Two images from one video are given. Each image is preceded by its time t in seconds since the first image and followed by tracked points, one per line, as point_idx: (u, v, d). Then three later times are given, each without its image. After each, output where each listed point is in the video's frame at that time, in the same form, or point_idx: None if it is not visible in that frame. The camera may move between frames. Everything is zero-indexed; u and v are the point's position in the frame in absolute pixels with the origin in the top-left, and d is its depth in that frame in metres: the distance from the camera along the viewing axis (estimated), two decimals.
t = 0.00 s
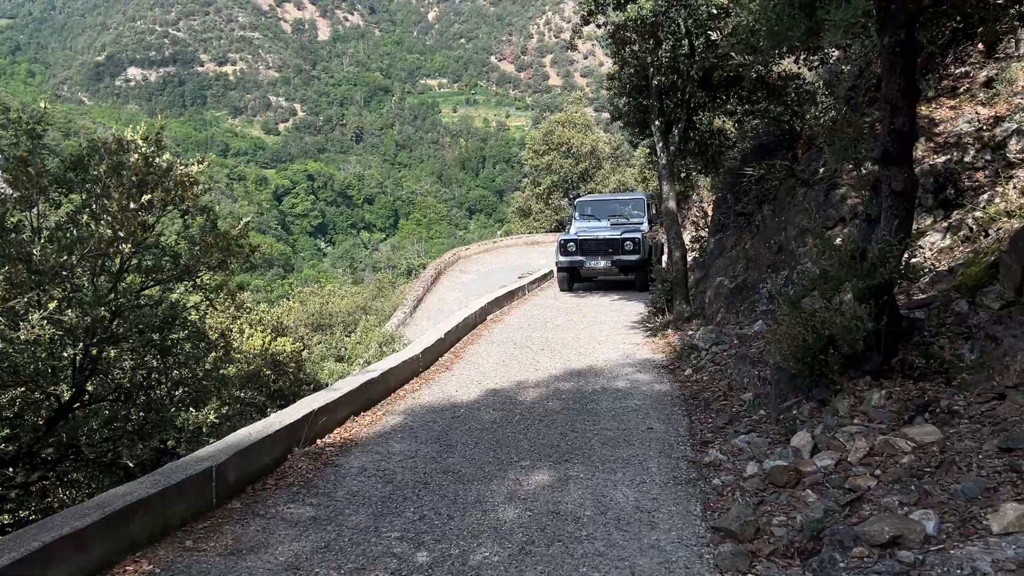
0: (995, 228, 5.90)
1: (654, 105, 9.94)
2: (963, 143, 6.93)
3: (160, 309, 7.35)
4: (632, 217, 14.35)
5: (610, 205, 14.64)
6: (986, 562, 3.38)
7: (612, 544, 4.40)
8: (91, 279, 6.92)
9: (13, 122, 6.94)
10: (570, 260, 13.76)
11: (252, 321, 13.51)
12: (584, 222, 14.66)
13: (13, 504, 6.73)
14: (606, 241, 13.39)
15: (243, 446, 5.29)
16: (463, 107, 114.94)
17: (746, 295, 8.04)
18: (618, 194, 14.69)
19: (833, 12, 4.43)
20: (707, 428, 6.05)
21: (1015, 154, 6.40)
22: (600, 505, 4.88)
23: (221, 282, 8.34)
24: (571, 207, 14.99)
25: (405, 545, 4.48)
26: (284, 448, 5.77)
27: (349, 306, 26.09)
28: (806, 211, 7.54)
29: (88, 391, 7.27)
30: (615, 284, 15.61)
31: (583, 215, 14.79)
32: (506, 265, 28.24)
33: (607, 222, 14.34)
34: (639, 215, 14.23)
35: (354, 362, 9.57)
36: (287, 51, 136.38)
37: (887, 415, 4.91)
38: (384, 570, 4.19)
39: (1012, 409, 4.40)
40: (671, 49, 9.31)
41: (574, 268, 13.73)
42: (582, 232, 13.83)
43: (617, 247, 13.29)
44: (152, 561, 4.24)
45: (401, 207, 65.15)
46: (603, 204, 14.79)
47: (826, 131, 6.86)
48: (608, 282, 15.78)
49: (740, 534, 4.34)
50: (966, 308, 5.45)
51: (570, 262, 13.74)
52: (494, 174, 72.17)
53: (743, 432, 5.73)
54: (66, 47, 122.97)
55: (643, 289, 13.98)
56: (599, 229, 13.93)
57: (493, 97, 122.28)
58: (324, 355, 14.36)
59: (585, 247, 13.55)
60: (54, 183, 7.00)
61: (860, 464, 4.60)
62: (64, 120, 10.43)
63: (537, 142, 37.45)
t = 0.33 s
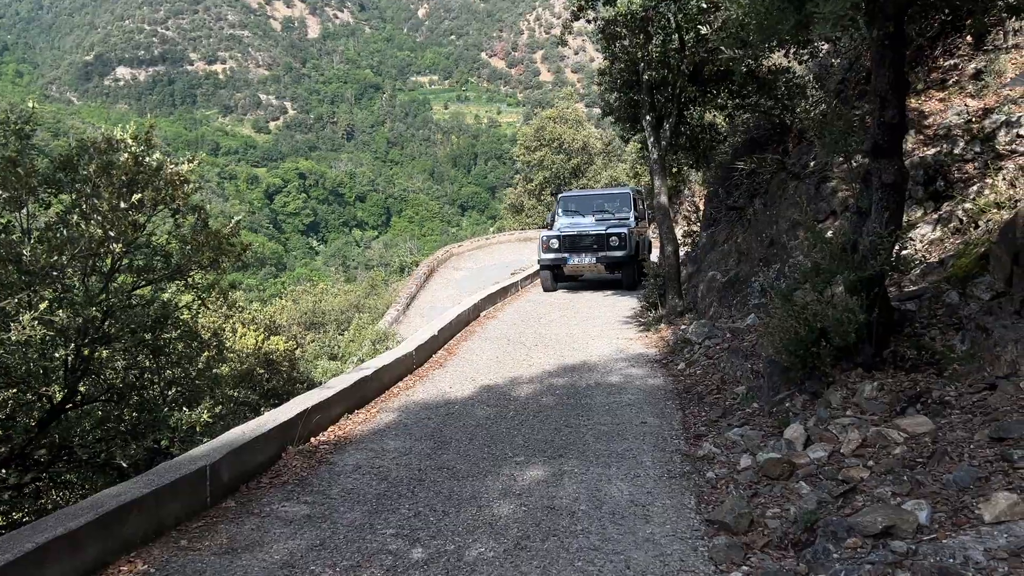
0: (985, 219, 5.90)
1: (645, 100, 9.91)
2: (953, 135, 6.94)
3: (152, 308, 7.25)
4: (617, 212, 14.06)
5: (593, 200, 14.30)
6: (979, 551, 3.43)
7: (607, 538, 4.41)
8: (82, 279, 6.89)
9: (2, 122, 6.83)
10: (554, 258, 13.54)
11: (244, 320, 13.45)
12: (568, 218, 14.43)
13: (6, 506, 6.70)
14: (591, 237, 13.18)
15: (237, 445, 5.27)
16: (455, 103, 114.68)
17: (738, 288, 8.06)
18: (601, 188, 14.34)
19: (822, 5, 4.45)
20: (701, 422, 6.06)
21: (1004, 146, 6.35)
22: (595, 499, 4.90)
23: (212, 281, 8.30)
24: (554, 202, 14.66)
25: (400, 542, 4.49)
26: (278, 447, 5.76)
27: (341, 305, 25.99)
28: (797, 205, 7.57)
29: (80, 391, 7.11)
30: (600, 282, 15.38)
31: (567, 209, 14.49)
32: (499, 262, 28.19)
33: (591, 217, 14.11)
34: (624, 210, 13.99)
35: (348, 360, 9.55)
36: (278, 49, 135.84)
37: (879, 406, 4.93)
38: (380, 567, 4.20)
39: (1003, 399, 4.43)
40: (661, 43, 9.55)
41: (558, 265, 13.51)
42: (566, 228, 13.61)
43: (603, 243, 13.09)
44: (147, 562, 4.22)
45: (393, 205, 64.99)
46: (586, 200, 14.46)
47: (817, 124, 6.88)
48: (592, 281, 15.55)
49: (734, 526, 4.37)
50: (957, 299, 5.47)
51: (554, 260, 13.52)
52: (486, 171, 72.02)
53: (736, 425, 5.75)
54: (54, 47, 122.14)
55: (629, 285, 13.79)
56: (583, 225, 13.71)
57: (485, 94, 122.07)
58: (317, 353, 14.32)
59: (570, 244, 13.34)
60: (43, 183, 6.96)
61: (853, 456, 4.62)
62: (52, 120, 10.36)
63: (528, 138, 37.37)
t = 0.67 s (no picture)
0: (974, 203, 5.95)
1: (634, 90, 9.92)
2: (940, 121, 6.99)
3: (142, 304, 7.31)
4: (600, 203, 13.79)
5: (574, 191, 14.06)
6: (969, 530, 3.49)
7: (602, 525, 4.45)
8: (71, 276, 6.82)
9: None
10: (536, 253, 13.05)
11: (235, 316, 13.39)
12: (548, 211, 13.96)
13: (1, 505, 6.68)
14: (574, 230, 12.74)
15: (230, 439, 5.25)
16: (446, 99, 114.35)
17: (729, 277, 8.09)
18: (582, 179, 14.09)
19: None
20: (693, 409, 6.09)
21: (991, 131, 6.41)
22: (590, 487, 4.92)
23: (203, 276, 8.27)
24: (533, 194, 14.26)
25: (396, 532, 4.50)
26: (272, 441, 5.74)
27: (333, 300, 25.90)
28: (787, 192, 7.60)
29: (72, 388, 7.06)
30: (581, 278, 14.98)
31: (546, 202, 14.11)
32: (490, 254, 28.13)
33: (573, 210, 13.67)
34: (607, 200, 13.67)
35: (341, 354, 9.55)
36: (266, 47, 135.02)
37: (870, 390, 4.96)
38: (375, 558, 4.22)
39: (992, 380, 4.47)
40: (650, 32, 9.65)
41: (540, 260, 13.04)
42: (547, 222, 13.16)
43: (587, 235, 12.70)
44: (142, 556, 4.22)
45: (385, 201, 64.80)
46: (567, 191, 14.20)
47: (805, 112, 6.90)
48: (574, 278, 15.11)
49: (728, 510, 4.41)
50: (946, 283, 5.51)
51: (536, 255, 13.01)
52: (477, 165, 71.82)
53: (729, 411, 5.77)
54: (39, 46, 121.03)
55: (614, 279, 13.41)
56: (564, 217, 13.28)
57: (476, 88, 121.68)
58: (310, 348, 14.29)
59: (552, 237, 12.89)
60: (30, 180, 6.90)
61: (844, 439, 4.65)
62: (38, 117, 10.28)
63: (518, 130, 37.26)
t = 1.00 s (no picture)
0: (958, 182, 6.02)
1: (618, 76, 9.88)
2: (924, 101, 7.02)
3: (127, 299, 7.25)
4: (581, 189, 13.23)
5: (553, 176, 13.34)
6: (953, 503, 3.54)
7: (591, 508, 4.49)
8: (56, 271, 6.81)
9: None
10: (514, 243, 12.52)
11: (224, 310, 13.33)
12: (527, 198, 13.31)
13: None
14: (554, 218, 12.23)
15: (219, 431, 5.25)
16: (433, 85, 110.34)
17: (716, 261, 8.11)
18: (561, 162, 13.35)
19: None
20: (682, 392, 6.12)
21: (974, 110, 6.45)
22: (580, 470, 4.96)
23: (190, 269, 8.23)
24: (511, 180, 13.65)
25: (387, 519, 4.51)
26: (261, 432, 5.73)
27: (322, 293, 25.80)
28: (773, 175, 7.62)
29: (58, 384, 7.16)
30: (563, 270, 14.51)
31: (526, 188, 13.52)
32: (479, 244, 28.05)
33: (552, 197, 13.09)
34: (590, 185, 13.09)
35: (331, 346, 9.53)
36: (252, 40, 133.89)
37: (856, 369, 5.00)
38: (366, 545, 4.23)
39: (976, 357, 4.51)
40: (634, 18, 9.50)
41: (519, 251, 12.52)
42: (525, 210, 12.64)
43: (568, 223, 12.20)
44: (132, 548, 4.22)
45: (373, 193, 64.50)
46: (546, 177, 13.51)
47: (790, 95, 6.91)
48: (555, 270, 14.61)
49: (716, 491, 4.47)
50: (930, 262, 5.55)
51: (514, 246, 12.47)
52: (465, 156, 71.54)
53: (717, 393, 5.81)
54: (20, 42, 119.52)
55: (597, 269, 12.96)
56: (543, 205, 12.77)
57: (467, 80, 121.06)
58: (300, 342, 14.25)
59: (531, 226, 12.38)
60: (13, 173, 6.79)
61: (831, 418, 4.69)
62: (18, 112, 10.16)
63: (505, 119, 37.05)
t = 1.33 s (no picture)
0: (934, 158, 6.06)
1: (597, 59, 9.93)
2: (901, 79, 7.06)
3: (106, 292, 7.27)
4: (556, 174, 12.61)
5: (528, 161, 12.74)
6: (927, 474, 3.60)
7: (574, 489, 4.54)
8: (33, 266, 6.80)
9: None
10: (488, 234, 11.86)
11: (208, 303, 13.25)
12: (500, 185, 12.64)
13: None
14: (530, 206, 11.60)
15: (201, 422, 5.26)
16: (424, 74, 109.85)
17: (698, 243, 8.15)
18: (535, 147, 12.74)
19: None
20: (665, 373, 6.16)
21: (950, 87, 6.50)
22: (562, 452, 4.99)
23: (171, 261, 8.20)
24: (482, 167, 12.99)
25: (371, 506, 4.54)
26: (245, 423, 5.75)
27: (309, 284, 25.69)
28: (752, 155, 7.65)
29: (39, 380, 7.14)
30: (539, 262, 13.93)
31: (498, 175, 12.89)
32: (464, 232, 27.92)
33: (527, 183, 12.42)
34: (567, 169, 12.52)
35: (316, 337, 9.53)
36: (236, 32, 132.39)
37: (834, 346, 5.05)
38: (351, 531, 4.26)
39: (952, 331, 4.56)
40: None
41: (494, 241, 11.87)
42: (499, 198, 11.97)
43: (545, 211, 11.61)
44: (116, 541, 4.24)
45: (359, 183, 64.00)
46: (519, 162, 12.88)
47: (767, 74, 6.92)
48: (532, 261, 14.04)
49: (697, 468, 4.52)
50: (908, 238, 5.60)
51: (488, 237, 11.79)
52: (451, 144, 71.06)
53: (699, 373, 5.86)
54: None
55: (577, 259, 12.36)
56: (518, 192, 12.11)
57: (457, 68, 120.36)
58: (285, 333, 14.20)
59: (506, 215, 11.73)
60: None
61: (810, 394, 4.73)
62: None
63: (488, 105, 36.72)
